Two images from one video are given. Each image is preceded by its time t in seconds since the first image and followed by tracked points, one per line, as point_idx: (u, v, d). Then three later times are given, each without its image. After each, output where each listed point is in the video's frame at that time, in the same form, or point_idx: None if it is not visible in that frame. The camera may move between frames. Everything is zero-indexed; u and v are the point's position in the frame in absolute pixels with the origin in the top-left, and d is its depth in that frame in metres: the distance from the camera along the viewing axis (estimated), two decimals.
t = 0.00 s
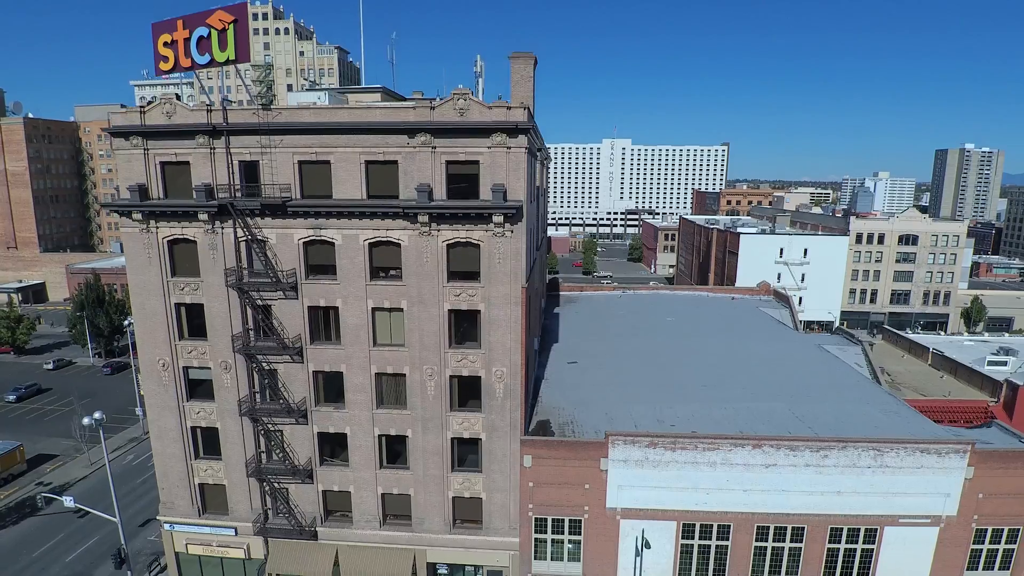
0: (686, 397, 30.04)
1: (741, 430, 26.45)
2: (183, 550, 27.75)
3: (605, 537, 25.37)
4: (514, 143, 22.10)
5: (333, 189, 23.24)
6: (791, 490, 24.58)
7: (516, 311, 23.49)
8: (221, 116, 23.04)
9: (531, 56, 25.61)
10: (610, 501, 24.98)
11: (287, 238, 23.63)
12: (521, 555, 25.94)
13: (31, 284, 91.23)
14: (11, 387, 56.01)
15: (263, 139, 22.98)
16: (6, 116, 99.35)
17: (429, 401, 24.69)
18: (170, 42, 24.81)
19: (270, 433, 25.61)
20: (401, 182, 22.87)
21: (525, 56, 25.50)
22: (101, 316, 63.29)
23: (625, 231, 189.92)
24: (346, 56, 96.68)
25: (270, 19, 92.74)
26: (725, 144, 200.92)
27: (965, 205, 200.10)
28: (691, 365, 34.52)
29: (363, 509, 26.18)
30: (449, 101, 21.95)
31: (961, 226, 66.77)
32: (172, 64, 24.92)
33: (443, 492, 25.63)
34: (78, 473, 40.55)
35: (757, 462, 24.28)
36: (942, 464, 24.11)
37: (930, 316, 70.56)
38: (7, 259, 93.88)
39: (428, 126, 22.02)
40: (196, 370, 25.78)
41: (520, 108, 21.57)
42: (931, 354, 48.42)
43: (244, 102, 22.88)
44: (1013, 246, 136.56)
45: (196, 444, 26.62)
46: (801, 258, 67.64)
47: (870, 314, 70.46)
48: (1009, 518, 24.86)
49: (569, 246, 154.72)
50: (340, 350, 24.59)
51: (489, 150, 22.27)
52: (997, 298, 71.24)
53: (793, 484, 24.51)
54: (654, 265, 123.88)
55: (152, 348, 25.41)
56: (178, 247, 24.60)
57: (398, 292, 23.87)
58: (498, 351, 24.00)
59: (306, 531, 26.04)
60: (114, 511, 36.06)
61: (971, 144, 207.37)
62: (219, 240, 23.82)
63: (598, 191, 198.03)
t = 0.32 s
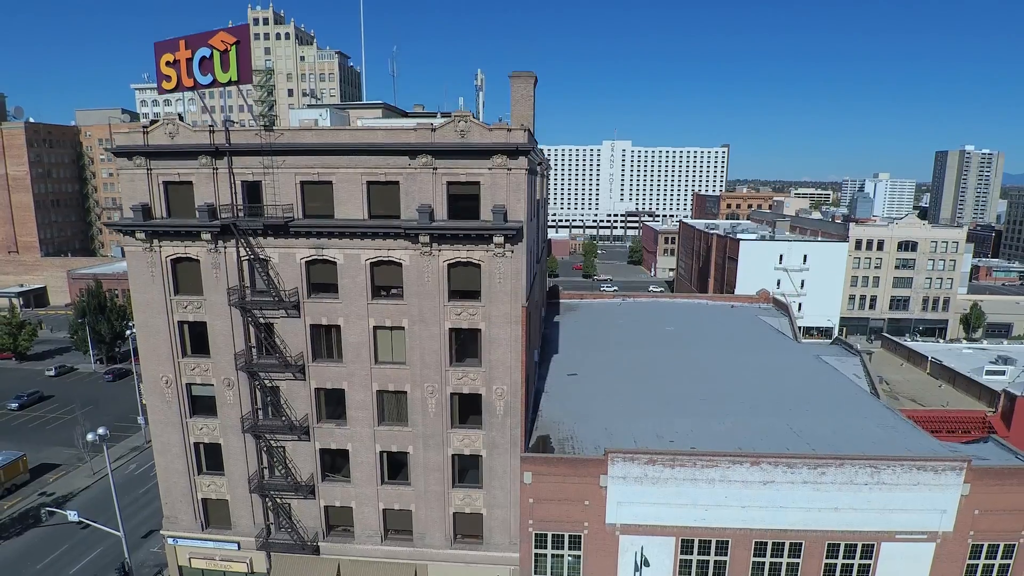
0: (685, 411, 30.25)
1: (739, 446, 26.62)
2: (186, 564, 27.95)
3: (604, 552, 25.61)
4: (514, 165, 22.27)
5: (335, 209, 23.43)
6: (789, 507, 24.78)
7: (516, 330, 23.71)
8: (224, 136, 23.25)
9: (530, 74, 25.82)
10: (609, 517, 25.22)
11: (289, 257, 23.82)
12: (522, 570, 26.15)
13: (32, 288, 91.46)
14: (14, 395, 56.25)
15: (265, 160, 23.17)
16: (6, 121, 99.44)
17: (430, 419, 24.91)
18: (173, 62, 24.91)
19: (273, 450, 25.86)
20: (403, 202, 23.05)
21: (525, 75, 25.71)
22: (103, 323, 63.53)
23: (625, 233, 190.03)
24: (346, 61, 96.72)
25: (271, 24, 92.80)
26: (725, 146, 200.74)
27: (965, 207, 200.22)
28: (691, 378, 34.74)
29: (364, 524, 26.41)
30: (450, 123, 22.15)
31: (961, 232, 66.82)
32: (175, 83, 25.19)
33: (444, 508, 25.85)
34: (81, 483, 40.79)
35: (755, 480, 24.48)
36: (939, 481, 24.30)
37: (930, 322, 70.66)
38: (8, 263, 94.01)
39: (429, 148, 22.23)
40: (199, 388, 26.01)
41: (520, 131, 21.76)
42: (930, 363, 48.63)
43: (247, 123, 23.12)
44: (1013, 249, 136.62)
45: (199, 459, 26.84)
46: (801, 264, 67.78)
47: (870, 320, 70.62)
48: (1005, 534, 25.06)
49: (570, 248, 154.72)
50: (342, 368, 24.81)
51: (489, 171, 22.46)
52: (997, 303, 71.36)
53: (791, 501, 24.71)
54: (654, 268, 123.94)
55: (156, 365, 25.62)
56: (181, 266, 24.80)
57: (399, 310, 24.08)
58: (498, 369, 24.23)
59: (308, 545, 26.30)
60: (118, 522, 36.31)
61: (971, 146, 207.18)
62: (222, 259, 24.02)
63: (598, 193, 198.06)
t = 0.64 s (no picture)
0: (684, 426, 30.56)
1: (737, 463, 26.86)
2: None
3: (603, 569, 25.89)
4: (515, 189, 22.47)
5: (337, 231, 23.65)
6: (785, 525, 25.03)
7: (516, 351, 23.96)
8: (226, 160, 23.51)
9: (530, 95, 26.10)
10: (609, 534, 25.47)
11: (292, 278, 24.05)
12: None
13: (34, 293, 91.81)
14: (17, 403, 56.50)
15: (268, 183, 23.40)
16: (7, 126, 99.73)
17: (431, 437, 25.16)
18: (176, 84, 25.04)
19: (275, 468, 26.14)
20: (404, 225, 23.27)
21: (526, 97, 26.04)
22: (105, 331, 63.74)
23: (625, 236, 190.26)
24: (346, 66, 96.84)
25: (271, 30, 93.10)
26: (725, 148, 200.79)
27: (965, 209, 200.48)
28: (690, 391, 35.05)
29: (365, 540, 26.67)
30: (450, 147, 22.37)
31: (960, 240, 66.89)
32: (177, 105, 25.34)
33: (444, 525, 26.10)
34: (84, 494, 41.05)
35: (752, 498, 24.72)
36: (934, 499, 24.54)
37: (928, 329, 70.84)
38: (10, 268, 94.27)
39: (430, 172, 22.47)
40: (202, 406, 26.27)
41: (520, 156, 22.00)
42: (928, 372, 48.88)
43: (250, 147, 23.37)
44: (1013, 252, 136.78)
45: (202, 476, 27.10)
46: (800, 271, 67.96)
47: (869, 327, 70.79)
48: (999, 551, 25.32)
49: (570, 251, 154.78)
50: (344, 387, 25.05)
51: (489, 195, 22.71)
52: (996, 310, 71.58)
53: (787, 519, 24.95)
54: (654, 272, 124.15)
55: (159, 384, 25.87)
56: (184, 286, 25.04)
57: (400, 331, 24.31)
58: (499, 389, 24.48)
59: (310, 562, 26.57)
60: (121, 534, 36.59)
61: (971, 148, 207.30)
62: (224, 280, 24.30)
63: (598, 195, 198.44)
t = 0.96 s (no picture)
0: (683, 439, 30.80)
1: (736, 479, 27.08)
2: None
3: None
4: (514, 211, 22.71)
5: (339, 251, 23.86)
6: (783, 541, 25.27)
7: (516, 370, 24.19)
8: (228, 180, 23.69)
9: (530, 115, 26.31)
10: (608, 550, 25.69)
11: (294, 297, 24.26)
12: None
13: (35, 298, 92.14)
14: (19, 410, 56.74)
15: (271, 204, 23.61)
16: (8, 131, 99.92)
17: (431, 454, 25.40)
18: (178, 103, 25.07)
19: (277, 484, 26.35)
20: (406, 245, 23.49)
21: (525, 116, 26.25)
22: (106, 337, 63.92)
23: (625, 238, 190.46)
24: (347, 71, 96.94)
25: (272, 35, 93.34)
26: (725, 150, 200.74)
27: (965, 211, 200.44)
28: (689, 405, 35.31)
29: (367, 555, 26.89)
30: (451, 169, 22.61)
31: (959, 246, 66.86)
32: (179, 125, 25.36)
33: (445, 541, 26.31)
34: (87, 504, 41.27)
35: (750, 515, 24.94)
36: (930, 516, 24.75)
37: (927, 335, 70.98)
38: (12, 273, 94.54)
39: (431, 194, 22.70)
40: (205, 423, 26.51)
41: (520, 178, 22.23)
42: (927, 381, 49.04)
43: (252, 168, 23.58)
44: (1012, 255, 136.85)
45: (205, 492, 27.32)
46: (799, 278, 68.17)
47: (868, 334, 71.08)
48: (995, 567, 25.56)
49: (570, 254, 154.85)
50: (346, 404, 25.28)
51: (489, 217, 22.94)
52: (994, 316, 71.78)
53: (785, 536, 25.17)
54: (654, 275, 124.27)
55: (162, 401, 26.11)
56: (187, 304, 25.23)
57: (401, 349, 24.54)
58: (499, 407, 24.71)
59: None
60: (123, 544, 36.80)
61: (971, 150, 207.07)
62: (227, 299, 24.50)
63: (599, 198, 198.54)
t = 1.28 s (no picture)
0: (682, 454, 31.02)
1: (734, 494, 27.31)
2: None
3: None
4: (515, 233, 22.94)
5: (341, 272, 24.09)
6: (780, 558, 25.48)
7: (516, 389, 24.40)
8: (232, 203, 23.94)
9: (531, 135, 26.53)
10: (607, 567, 25.92)
11: (296, 317, 24.48)
12: None
13: (36, 303, 92.45)
14: (22, 418, 56.99)
15: (273, 226, 23.82)
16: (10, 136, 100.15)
17: (432, 472, 25.62)
18: (180, 123, 25.07)
19: (280, 501, 26.58)
20: (407, 266, 23.73)
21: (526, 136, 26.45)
22: (108, 344, 64.10)
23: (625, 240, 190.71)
24: (347, 76, 97.12)
25: (273, 41, 93.63)
26: (725, 152, 200.84)
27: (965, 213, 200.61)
28: (688, 418, 35.55)
29: (369, 572, 27.11)
30: (452, 192, 22.83)
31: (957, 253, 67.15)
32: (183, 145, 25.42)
33: (446, 557, 26.55)
34: (90, 515, 41.49)
35: (748, 532, 25.15)
36: (926, 533, 24.95)
37: (926, 342, 71.05)
38: (13, 278, 94.76)
39: (432, 217, 22.93)
40: (208, 440, 26.74)
41: (520, 201, 22.43)
42: (925, 391, 49.24)
43: (255, 190, 23.81)
44: (1011, 258, 137.01)
45: (208, 507, 27.58)
46: (799, 285, 68.41)
47: (867, 340, 71.05)
48: None
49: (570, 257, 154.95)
50: (347, 423, 25.48)
51: (491, 238, 23.17)
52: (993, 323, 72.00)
53: (783, 553, 25.38)
54: (654, 279, 124.42)
55: (166, 419, 26.36)
56: (190, 324, 25.46)
57: (402, 369, 24.75)
58: (499, 425, 24.92)
59: None
60: (126, 556, 36.99)
61: (971, 152, 207.21)
62: (230, 319, 24.72)
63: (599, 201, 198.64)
